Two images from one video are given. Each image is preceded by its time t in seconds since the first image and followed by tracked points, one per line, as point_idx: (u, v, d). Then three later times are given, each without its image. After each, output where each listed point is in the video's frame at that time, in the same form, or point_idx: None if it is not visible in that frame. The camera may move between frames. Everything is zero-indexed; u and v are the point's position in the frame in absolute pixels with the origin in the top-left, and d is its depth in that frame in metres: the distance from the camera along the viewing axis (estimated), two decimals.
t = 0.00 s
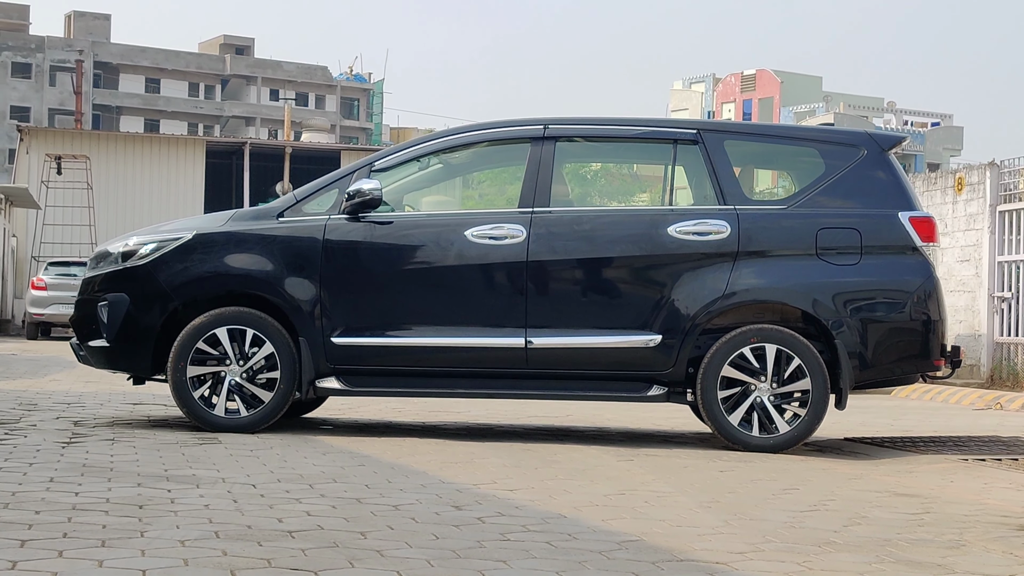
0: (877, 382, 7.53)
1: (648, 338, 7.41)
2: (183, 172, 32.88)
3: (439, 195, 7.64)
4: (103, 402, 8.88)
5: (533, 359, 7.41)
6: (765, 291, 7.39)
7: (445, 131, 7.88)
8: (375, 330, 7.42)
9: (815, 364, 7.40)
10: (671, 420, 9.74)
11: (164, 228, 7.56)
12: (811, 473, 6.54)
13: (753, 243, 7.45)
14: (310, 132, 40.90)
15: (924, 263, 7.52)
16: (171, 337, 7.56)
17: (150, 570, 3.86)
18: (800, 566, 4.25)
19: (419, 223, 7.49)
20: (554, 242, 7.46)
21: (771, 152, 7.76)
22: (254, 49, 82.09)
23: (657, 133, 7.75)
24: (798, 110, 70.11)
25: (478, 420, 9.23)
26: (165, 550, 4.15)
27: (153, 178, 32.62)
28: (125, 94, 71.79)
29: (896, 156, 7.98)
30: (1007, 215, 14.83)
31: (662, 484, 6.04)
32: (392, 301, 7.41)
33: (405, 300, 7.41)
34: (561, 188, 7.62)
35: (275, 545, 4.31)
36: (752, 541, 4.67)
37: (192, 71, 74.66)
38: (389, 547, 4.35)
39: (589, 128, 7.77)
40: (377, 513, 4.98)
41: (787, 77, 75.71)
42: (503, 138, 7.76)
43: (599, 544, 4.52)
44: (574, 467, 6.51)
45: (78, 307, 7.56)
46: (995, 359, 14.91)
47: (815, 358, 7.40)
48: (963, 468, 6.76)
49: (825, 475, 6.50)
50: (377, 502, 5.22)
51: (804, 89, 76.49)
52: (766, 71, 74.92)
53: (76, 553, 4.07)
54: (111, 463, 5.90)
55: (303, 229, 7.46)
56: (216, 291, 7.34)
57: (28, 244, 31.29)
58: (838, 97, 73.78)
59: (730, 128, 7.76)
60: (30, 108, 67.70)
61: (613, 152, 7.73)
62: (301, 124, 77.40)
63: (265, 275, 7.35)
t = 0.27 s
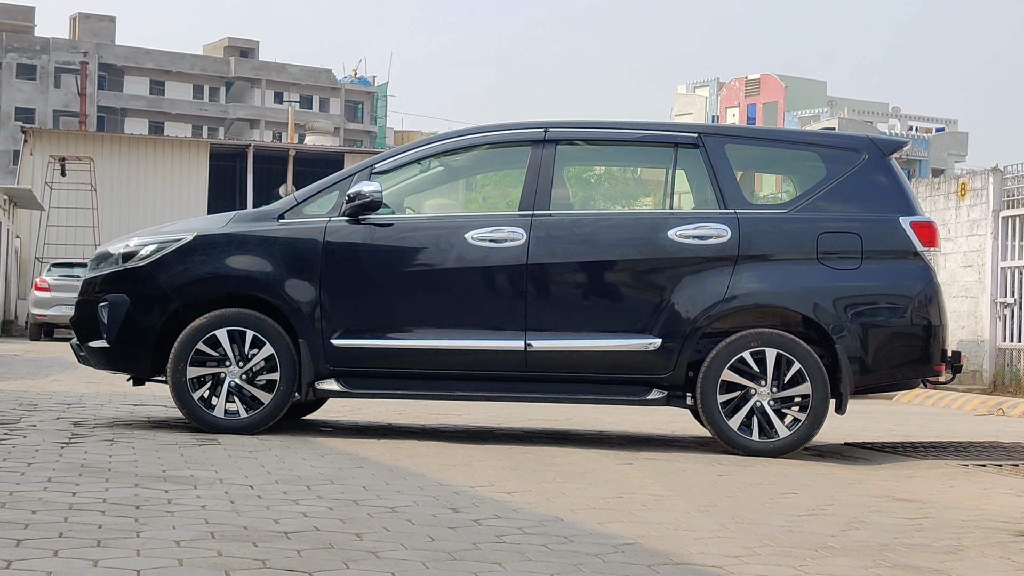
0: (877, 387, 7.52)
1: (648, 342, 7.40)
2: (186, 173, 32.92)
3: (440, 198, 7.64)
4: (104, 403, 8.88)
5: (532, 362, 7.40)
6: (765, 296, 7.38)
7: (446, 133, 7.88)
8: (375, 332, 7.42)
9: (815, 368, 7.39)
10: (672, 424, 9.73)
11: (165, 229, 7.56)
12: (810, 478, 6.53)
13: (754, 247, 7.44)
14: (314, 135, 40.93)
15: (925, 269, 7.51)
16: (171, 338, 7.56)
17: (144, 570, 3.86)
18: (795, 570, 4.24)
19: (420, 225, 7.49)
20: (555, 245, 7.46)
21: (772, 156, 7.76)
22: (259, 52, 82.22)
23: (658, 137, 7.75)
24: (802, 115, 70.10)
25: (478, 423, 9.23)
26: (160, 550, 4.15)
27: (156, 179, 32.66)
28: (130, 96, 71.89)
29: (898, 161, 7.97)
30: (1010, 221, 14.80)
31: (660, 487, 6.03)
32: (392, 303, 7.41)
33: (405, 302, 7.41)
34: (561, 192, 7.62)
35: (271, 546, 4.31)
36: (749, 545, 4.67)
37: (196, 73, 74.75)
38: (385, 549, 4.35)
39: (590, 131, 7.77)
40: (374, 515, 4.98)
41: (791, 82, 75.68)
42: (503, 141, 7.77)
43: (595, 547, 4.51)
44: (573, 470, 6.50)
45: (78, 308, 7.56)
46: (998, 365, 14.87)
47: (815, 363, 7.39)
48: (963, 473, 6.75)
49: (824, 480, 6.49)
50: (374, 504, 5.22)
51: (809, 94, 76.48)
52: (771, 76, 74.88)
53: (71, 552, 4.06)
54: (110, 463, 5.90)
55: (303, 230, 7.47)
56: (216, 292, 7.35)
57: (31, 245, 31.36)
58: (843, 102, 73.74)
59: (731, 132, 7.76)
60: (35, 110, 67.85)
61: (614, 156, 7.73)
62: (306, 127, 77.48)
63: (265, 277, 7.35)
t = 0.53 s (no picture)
0: (877, 392, 7.50)
1: (648, 345, 7.40)
2: (190, 176, 32.97)
3: (440, 200, 7.65)
4: (105, 404, 8.88)
5: (532, 365, 7.39)
6: (766, 299, 7.37)
7: (447, 136, 7.88)
8: (375, 334, 7.42)
9: (815, 372, 7.38)
10: (672, 428, 9.72)
11: (165, 229, 7.57)
12: (808, 482, 6.52)
13: (754, 251, 7.44)
14: (318, 137, 40.97)
15: (926, 273, 7.50)
16: (170, 339, 7.57)
17: (138, 570, 3.86)
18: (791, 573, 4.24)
19: (420, 227, 7.49)
20: (555, 248, 7.46)
21: (773, 160, 7.75)
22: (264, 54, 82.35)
23: (660, 140, 7.74)
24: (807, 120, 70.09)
25: (478, 426, 9.22)
26: (155, 550, 4.15)
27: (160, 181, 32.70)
28: (135, 98, 72.00)
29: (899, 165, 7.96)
30: (1013, 227, 14.78)
31: (659, 491, 6.03)
32: (392, 305, 7.41)
33: (405, 305, 7.41)
34: (562, 195, 7.62)
35: (266, 546, 4.31)
36: (745, 548, 4.66)
37: (201, 75, 74.85)
38: (380, 550, 4.35)
39: (591, 134, 7.77)
40: (370, 516, 4.98)
41: (796, 87, 75.66)
42: (504, 143, 7.77)
43: (591, 549, 4.51)
44: (571, 473, 6.49)
45: (78, 308, 7.57)
46: (1000, 371, 14.85)
47: (815, 367, 7.38)
48: (962, 478, 6.73)
49: (823, 484, 6.48)
50: (371, 505, 5.22)
51: (814, 99, 76.46)
52: (776, 81, 74.86)
53: (66, 551, 4.07)
54: (108, 463, 5.90)
55: (304, 232, 7.47)
56: (216, 293, 7.35)
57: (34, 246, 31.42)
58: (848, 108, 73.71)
59: (732, 136, 7.75)
60: (39, 111, 68.02)
61: (615, 159, 7.72)
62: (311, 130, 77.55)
63: (265, 278, 7.36)
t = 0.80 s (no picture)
0: (877, 396, 7.50)
1: (647, 348, 7.40)
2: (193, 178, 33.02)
3: (441, 202, 7.64)
4: (104, 404, 8.89)
5: (531, 367, 7.39)
6: (765, 303, 7.37)
7: (448, 138, 7.89)
8: (374, 336, 7.42)
9: (814, 376, 7.37)
10: (672, 431, 9.71)
11: (165, 230, 7.58)
12: (807, 486, 6.52)
13: (754, 255, 7.43)
14: (322, 140, 41.01)
15: (926, 277, 7.49)
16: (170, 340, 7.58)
17: (132, 569, 3.85)
18: None
19: (420, 229, 7.50)
20: (555, 250, 7.46)
21: (773, 164, 7.75)
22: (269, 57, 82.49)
23: (660, 143, 7.75)
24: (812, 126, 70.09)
25: (478, 428, 9.22)
26: (149, 549, 4.15)
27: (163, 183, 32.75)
28: (139, 100, 72.10)
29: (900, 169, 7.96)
30: (1015, 232, 14.76)
31: (656, 493, 6.02)
32: (392, 307, 7.42)
33: (405, 306, 7.41)
34: (562, 198, 7.61)
35: (261, 546, 4.31)
36: (741, 551, 4.66)
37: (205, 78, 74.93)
38: (375, 550, 4.35)
39: (591, 137, 7.78)
40: (367, 517, 4.98)
41: (801, 93, 75.65)
42: (504, 145, 7.77)
43: (586, 551, 4.52)
44: (569, 476, 6.49)
45: (78, 309, 7.58)
46: (1001, 376, 14.83)
47: (814, 371, 7.37)
48: (961, 483, 6.73)
49: (821, 488, 6.48)
50: (367, 506, 5.22)
51: (818, 104, 76.46)
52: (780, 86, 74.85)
53: (60, 550, 4.07)
54: (106, 463, 5.91)
55: (304, 233, 7.48)
56: (216, 294, 7.36)
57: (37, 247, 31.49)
58: (852, 113, 73.69)
59: (732, 139, 7.76)
60: (43, 113, 68.17)
61: (615, 162, 7.72)
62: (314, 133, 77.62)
63: (265, 279, 7.36)
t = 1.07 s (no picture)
0: (877, 398, 7.49)
1: (647, 350, 7.39)
2: (196, 179, 33.06)
3: (441, 204, 7.64)
4: (104, 405, 8.90)
5: (531, 369, 7.39)
6: (765, 305, 7.36)
7: (448, 139, 7.89)
8: (374, 337, 7.42)
9: (814, 378, 7.37)
10: (672, 434, 9.70)
11: (165, 231, 7.58)
12: (806, 488, 6.51)
13: (754, 257, 7.43)
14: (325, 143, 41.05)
15: (926, 280, 7.48)
16: (170, 340, 7.58)
17: (126, 568, 3.85)
18: None
19: (420, 230, 7.50)
20: (555, 252, 7.46)
21: (773, 166, 7.75)
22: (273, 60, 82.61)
23: (660, 145, 7.74)
24: (816, 129, 70.07)
25: (478, 430, 9.22)
26: (145, 548, 4.15)
27: (166, 185, 32.81)
28: (143, 102, 72.19)
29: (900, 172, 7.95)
30: (1017, 235, 14.74)
31: (654, 494, 6.02)
32: (392, 308, 7.42)
33: (405, 307, 7.41)
34: (562, 199, 7.61)
35: (256, 545, 4.31)
36: (738, 552, 4.66)
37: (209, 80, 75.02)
38: (371, 550, 4.35)
39: (591, 138, 7.77)
40: (364, 517, 4.98)
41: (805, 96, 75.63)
42: (505, 146, 7.77)
43: (582, 551, 4.52)
44: (567, 477, 6.49)
45: (78, 309, 7.58)
46: (1003, 380, 14.82)
47: (814, 373, 7.36)
48: (960, 485, 6.71)
49: (820, 490, 6.47)
50: (365, 506, 5.22)
51: (823, 108, 76.44)
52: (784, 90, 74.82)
53: (56, 549, 4.07)
54: (104, 463, 5.91)
55: (304, 234, 7.48)
56: (216, 294, 7.36)
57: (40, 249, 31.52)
58: (856, 117, 73.65)
59: (733, 141, 7.75)
60: (47, 115, 68.30)
61: (616, 163, 7.71)
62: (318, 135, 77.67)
63: (265, 280, 7.37)
